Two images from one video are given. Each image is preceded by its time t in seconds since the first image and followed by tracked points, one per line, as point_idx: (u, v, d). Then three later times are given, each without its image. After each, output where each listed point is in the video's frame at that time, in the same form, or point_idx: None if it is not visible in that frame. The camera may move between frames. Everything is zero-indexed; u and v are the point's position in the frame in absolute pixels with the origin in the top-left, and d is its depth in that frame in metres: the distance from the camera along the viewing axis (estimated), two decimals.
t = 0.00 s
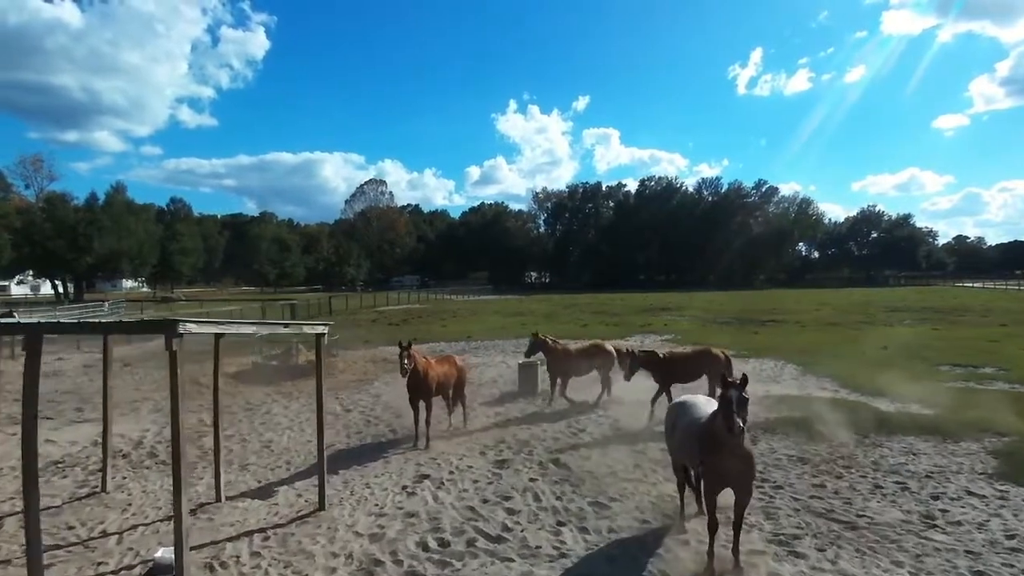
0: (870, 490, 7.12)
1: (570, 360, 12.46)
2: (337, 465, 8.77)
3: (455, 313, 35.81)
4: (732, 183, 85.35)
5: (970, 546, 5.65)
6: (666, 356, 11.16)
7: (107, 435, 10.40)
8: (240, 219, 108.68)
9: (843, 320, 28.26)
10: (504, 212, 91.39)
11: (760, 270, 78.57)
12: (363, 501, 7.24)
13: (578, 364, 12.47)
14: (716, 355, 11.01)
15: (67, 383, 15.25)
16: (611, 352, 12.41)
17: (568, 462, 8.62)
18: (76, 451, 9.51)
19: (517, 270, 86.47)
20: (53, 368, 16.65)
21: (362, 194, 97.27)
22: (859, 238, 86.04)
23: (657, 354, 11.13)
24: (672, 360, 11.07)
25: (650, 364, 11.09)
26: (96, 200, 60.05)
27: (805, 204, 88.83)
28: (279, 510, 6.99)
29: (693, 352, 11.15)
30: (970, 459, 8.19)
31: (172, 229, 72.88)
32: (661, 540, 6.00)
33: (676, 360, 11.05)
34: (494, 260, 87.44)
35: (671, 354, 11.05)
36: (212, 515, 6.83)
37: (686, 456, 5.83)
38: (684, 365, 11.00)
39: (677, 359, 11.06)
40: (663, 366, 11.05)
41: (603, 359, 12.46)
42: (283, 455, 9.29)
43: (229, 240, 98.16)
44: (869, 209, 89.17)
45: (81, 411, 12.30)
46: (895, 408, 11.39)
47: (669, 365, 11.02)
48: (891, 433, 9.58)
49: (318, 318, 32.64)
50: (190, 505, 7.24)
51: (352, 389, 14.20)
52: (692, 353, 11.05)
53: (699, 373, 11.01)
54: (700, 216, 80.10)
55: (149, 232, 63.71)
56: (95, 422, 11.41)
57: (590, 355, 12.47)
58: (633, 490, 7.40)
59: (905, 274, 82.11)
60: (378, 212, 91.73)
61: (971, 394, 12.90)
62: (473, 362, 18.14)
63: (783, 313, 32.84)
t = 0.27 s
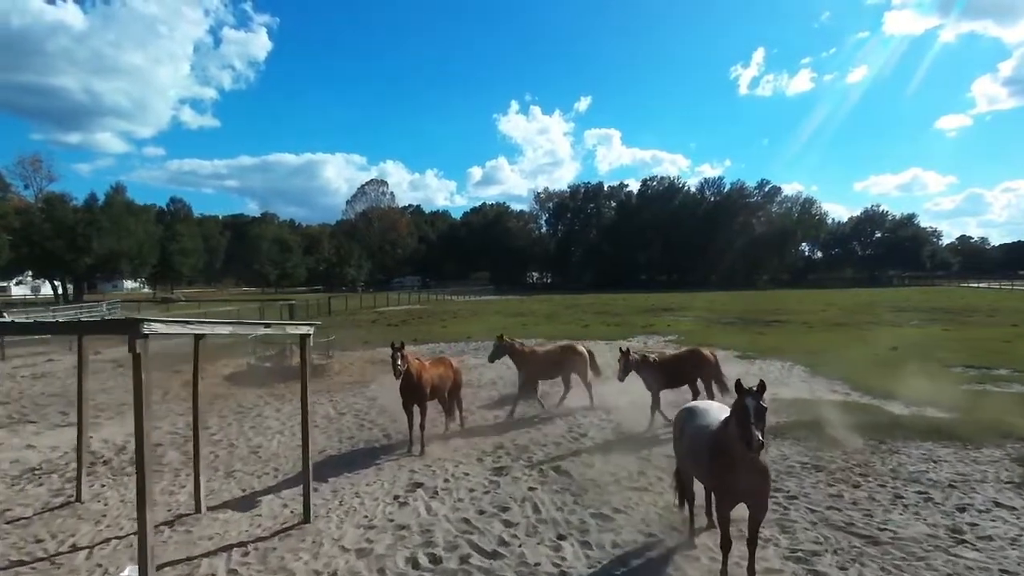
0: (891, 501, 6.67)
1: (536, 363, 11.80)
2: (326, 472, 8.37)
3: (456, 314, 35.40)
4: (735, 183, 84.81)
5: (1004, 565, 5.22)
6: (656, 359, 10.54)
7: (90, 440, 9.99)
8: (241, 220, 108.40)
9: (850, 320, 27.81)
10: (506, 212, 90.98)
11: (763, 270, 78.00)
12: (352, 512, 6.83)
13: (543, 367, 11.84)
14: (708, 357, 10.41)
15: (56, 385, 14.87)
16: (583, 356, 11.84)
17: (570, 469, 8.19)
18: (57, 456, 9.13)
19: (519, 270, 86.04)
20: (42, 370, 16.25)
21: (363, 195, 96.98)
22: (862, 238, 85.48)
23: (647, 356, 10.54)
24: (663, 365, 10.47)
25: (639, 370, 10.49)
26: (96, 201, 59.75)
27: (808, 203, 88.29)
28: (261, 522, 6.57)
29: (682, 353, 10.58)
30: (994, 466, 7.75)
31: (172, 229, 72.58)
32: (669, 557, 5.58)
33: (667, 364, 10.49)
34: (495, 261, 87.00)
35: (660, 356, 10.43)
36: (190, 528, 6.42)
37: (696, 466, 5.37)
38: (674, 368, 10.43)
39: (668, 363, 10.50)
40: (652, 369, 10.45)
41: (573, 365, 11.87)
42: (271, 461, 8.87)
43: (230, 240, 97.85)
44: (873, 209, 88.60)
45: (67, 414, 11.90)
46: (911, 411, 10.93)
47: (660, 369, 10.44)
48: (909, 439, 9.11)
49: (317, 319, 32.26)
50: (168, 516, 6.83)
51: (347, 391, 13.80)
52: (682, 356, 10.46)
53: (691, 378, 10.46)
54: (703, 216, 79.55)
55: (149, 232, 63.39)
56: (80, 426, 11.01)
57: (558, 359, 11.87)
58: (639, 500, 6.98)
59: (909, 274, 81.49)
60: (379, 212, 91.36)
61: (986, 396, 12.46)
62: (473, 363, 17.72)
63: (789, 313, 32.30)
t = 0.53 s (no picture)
0: (916, 516, 6.20)
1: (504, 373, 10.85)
2: (312, 481, 7.91)
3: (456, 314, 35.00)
4: (737, 183, 84.29)
5: None
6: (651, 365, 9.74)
7: (69, 445, 9.55)
8: (242, 220, 108.02)
9: (856, 321, 27.34)
10: (507, 212, 90.57)
11: (766, 270, 77.38)
12: (337, 526, 6.39)
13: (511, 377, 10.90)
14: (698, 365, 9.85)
15: (42, 387, 14.44)
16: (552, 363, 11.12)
17: (571, 478, 7.73)
18: (32, 463, 8.69)
19: (520, 271, 85.53)
20: (29, 372, 15.85)
21: (364, 195, 96.53)
22: (866, 238, 84.91)
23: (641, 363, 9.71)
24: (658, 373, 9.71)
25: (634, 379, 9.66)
26: (94, 200, 59.39)
27: (811, 203, 87.75)
28: (239, 538, 6.14)
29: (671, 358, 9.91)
30: None
31: (172, 229, 72.22)
32: None
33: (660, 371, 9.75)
34: (496, 261, 86.50)
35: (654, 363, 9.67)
36: (161, 544, 5.98)
37: (708, 482, 4.86)
38: (668, 376, 9.72)
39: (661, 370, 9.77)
40: (647, 377, 9.66)
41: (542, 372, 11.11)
42: (256, 469, 8.45)
43: (230, 240, 97.49)
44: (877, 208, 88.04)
45: (48, 419, 11.45)
46: (929, 415, 10.44)
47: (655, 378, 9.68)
48: (930, 446, 8.61)
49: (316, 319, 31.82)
50: (139, 530, 6.38)
51: (342, 394, 13.33)
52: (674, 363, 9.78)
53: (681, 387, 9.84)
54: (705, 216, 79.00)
55: (148, 232, 63.00)
56: (60, 431, 10.57)
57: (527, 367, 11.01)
58: (644, 514, 6.52)
59: (913, 274, 80.84)
60: (380, 212, 91.01)
61: (1006, 399, 11.99)
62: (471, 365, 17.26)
63: (794, 313, 31.74)
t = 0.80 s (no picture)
0: (946, 534, 5.72)
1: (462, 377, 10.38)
2: (295, 494, 7.43)
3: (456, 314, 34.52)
4: (740, 182, 83.70)
5: None
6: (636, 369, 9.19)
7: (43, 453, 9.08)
8: (242, 220, 107.63)
9: (863, 321, 26.79)
10: (509, 211, 90.11)
11: (769, 270, 76.76)
12: (318, 544, 5.90)
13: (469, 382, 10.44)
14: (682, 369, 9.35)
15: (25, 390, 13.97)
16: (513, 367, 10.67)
17: (571, 490, 7.25)
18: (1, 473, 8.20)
19: (522, 270, 84.93)
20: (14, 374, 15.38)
21: (365, 194, 96.00)
22: (870, 237, 84.30)
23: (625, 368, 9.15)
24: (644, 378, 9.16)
25: (618, 385, 9.10)
26: (93, 199, 58.97)
27: (814, 202, 87.17)
28: (211, 558, 5.66)
29: (653, 363, 9.39)
30: None
31: (171, 228, 71.78)
32: None
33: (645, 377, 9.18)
34: (498, 261, 85.93)
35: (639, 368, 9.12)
36: (126, 564, 5.50)
37: (724, 502, 4.36)
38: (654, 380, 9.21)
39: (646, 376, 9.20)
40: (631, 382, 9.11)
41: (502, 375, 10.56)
42: (238, 479, 7.97)
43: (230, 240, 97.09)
44: (880, 207, 87.38)
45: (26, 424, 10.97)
46: (949, 421, 9.96)
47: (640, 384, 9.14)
48: (953, 454, 8.11)
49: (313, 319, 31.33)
50: (103, 549, 5.90)
51: (334, 397, 12.84)
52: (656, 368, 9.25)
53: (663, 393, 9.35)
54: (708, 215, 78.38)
55: (147, 231, 62.57)
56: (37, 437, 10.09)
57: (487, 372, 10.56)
58: (650, 530, 6.04)
59: (918, 274, 80.15)
60: (381, 212, 90.60)
61: None
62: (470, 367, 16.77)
63: (799, 313, 31.17)
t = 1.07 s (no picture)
0: (979, 555, 5.27)
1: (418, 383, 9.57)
2: (277, 507, 6.97)
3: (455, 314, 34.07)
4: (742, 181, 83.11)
5: None
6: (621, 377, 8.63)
7: (18, 461, 8.67)
8: (242, 220, 107.32)
9: (870, 321, 26.26)
10: (509, 211, 89.66)
11: (770, 270, 76.02)
12: (298, 564, 5.47)
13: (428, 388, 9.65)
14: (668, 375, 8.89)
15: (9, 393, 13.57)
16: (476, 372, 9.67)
17: (571, 504, 6.80)
18: None
19: (523, 270, 84.35)
20: None
21: (365, 194, 95.52)
22: (873, 236, 83.64)
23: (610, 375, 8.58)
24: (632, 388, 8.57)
25: (606, 394, 8.49)
26: (91, 199, 58.63)
27: (817, 201, 86.53)
28: None
29: (639, 370, 8.90)
30: None
31: (170, 228, 71.43)
32: None
33: (633, 386, 8.60)
34: (498, 261, 85.38)
35: (625, 376, 8.56)
36: None
37: (742, 526, 3.91)
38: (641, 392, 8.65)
39: (634, 385, 8.61)
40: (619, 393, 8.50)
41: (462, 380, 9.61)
42: (219, 490, 7.53)
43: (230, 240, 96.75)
44: (884, 206, 86.70)
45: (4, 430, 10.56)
46: (968, 428, 9.48)
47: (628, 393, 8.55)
48: (977, 464, 7.65)
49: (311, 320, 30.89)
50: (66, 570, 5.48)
51: (326, 401, 12.43)
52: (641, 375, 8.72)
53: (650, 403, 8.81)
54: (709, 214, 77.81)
55: (145, 231, 62.22)
56: (14, 443, 9.68)
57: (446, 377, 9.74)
58: (657, 549, 5.59)
59: (922, 273, 79.41)
60: (381, 212, 90.17)
61: None
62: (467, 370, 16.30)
63: (804, 313, 30.61)
